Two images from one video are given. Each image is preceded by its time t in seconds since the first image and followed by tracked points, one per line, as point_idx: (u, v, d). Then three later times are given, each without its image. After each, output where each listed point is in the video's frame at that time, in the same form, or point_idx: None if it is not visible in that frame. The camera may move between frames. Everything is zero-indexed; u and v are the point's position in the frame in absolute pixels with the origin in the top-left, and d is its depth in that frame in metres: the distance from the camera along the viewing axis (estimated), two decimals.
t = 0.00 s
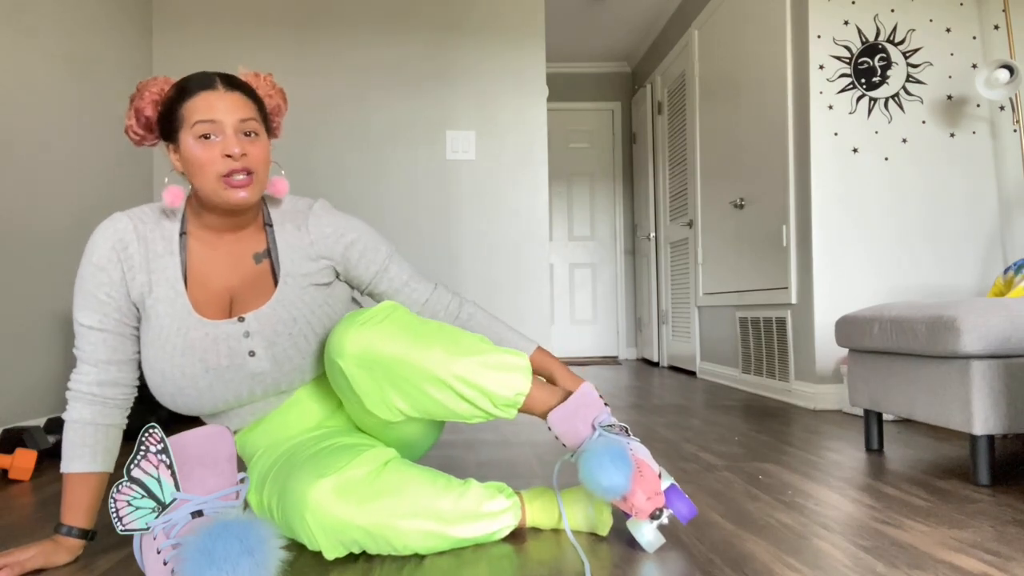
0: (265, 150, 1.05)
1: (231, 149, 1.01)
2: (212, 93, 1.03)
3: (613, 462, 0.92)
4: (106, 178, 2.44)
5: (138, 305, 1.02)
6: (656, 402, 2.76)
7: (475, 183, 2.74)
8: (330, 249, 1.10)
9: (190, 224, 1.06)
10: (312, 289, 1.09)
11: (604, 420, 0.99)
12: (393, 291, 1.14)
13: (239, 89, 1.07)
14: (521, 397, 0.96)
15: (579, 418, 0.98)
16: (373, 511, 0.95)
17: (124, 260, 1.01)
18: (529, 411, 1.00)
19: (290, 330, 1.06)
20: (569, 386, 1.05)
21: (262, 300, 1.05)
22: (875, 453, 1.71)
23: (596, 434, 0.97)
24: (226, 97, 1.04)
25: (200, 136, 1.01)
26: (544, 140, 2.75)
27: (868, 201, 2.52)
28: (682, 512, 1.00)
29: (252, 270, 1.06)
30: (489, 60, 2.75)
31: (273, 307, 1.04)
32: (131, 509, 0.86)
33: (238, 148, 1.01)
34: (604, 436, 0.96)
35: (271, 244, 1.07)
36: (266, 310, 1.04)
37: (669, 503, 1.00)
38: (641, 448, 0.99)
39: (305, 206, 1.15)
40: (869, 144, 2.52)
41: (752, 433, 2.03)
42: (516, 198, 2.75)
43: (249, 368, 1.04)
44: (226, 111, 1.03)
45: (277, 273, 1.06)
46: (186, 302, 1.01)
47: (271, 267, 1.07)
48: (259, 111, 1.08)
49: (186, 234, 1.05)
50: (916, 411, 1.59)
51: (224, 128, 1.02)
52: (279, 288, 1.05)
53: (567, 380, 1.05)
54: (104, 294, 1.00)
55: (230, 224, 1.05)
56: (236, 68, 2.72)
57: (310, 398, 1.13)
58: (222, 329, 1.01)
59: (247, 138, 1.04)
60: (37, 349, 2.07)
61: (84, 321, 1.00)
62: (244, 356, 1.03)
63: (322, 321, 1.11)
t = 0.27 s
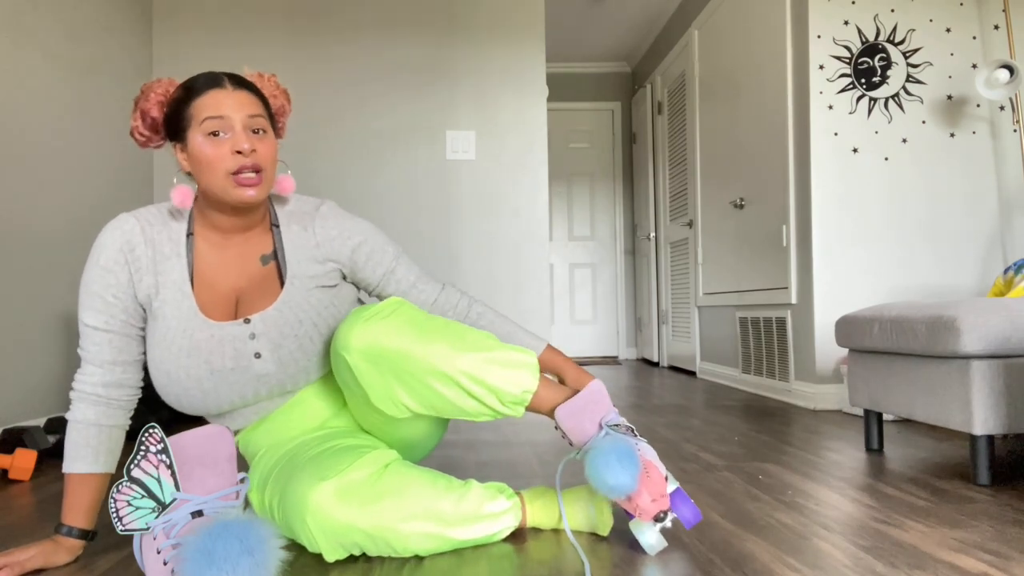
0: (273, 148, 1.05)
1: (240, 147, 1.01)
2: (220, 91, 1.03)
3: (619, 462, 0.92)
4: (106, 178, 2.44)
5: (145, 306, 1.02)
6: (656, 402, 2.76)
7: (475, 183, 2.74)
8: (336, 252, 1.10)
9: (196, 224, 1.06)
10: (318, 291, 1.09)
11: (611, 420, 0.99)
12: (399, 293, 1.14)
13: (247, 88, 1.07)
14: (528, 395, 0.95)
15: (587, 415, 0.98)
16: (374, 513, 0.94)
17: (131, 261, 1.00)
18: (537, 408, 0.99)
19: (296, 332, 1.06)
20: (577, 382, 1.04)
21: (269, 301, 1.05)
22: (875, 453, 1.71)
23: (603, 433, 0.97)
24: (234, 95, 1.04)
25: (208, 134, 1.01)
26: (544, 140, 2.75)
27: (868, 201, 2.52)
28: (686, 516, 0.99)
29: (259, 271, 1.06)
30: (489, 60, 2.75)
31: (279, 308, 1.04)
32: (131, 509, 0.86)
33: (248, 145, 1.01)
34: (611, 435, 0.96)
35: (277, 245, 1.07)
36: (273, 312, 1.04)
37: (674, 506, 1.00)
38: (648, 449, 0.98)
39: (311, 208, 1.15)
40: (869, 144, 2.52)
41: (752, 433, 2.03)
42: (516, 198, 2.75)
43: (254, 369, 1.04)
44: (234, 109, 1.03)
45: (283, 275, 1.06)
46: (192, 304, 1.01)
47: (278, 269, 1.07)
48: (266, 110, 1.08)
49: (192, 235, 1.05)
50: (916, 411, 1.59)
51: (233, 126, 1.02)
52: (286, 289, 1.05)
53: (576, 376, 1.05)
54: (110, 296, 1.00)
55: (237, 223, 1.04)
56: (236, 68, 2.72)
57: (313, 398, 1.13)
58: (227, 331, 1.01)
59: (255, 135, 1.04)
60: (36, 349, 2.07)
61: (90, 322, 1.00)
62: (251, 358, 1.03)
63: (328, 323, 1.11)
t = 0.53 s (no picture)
0: (277, 151, 1.05)
1: (247, 148, 1.01)
2: (227, 92, 1.03)
3: (617, 462, 0.92)
4: (106, 177, 2.44)
5: (144, 306, 1.02)
6: (656, 402, 2.76)
7: (475, 183, 2.74)
8: (334, 252, 1.11)
9: (196, 224, 1.06)
10: (318, 292, 1.09)
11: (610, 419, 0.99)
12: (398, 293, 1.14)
13: (252, 90, 1.07)
14: (530, 392, 0.95)
15: (586, 416, 0.98)
16: (375, 511, 0.94)
17: (130, 261, 1.00)
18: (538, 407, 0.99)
19: (294, 333, 1.06)
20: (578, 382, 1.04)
21: (268, 301, 1.05)
22: (875, 453, 1.71)
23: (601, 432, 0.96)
24: (241, 97, 1.04)
25: (214, 135, 1.01)
26: (544, 140, 2.75)
27: (868, 201, 2.52)
28: (684, 514, 0.98)
29: (258, 271, 1.05)
30: (489, 60, 2.75)
31: (278, 309, 1.04)
32: (131, 509, 0.86)
33: (254, 147, 1.01)
34: (609, 435, 0.96)
35: (276, 246, 1.07)
36: (272, 313, 1.04)
37: (672, 505, 0.99)
38: (646, 447, 0.98)
39: (310, 209, 1.15)
40: (869, 144, 2.52)
41: (752, 433, 2.03)
42: (516, 198, 2.75)
43: (253, 370, 1.04)
44: (241, 111, 1.03)
45: (282, 276, 1.06)
46: (191, 304, 1.01)
47: (277, 270, 1.07)
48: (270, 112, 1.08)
49: (191, 236, 1.05)
50: (916, 411, 1.59)
51: (240, 127, 1.02)
52: (284, 290, 1.05)
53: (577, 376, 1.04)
54: (110, 296, 1.00)
55: (238, 224, 1.04)
56: (236, 68, 2.72)
57: (314, 397, 1.13)
58: (226, 332, 1.01)
59: (261, 137, 1.04)
60: (36, 348, 2.07)
61: (89, 322, 1.00)
62: (250, 358, 1.03)
63: (328, 324, 1.11)
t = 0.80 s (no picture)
0: (274, 153, 1.06)
1: (246, 150, 1.01)
2: (222, 95, 1.03)
3: (625, 463, 0.92)
4: (106, 177, 2.44)
5: (143, 306, 1.02)
6: (656, 402, 2.76)
7: (475, 182, 2.74)
8: (330, 249, 1.11)
9: (191, 224, 1.06)
10: (315, 289, 1.09)
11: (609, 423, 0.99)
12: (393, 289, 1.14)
13: (246, 92, 1.07)
14: (523, 382, 0.94)
15: (586, 419, 0.97)
16: (374, 510, 0.95)
17: (129, 260, 1.00)
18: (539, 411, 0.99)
19: (292, 330, 1.06)
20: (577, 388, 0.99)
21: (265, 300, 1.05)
22: (875, 453, 1.71)
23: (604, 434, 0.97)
24: (236, 99, 1.04)
25: (212, 137, 1.01)
26: (544, 140, 2.75)
27: (868, 201, 2.52)
28: (687, 516, 0.99)
29: (254, 270, 1.05)
30: (489, 60, 2.75)
31: (276, 306, 1.04)
32: (131, 509, 0.86)
33: (253, 149, 1.01)
34: (612, 437, 0.97)
35: (272, 244, 1.07)
36: (269, 310, 1.04)
37: (676, 507, 1.00)
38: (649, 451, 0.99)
39: (305, 206, 1.15)
40: (869, 144, 2.52)
41: (752, 433, 2.03)
42: (516, 197, 2.75)
43: (252, 367, 1.04)
44: (237, 113, 1.03)
45: (279, 273, 1.06)
46: (189, 302, 1.01)
47: (273, 268, 1.07)
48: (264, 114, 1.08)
49: (188, 236, 1.05)
50: (916, 411, 1.59)
51: (236, 130, 1.02)
52: (281, 287, 1.06)
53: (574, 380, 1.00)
54: (109, 296, 1.00)
55: (235, 224, 1.04)
56: (236, 68, 2.72)
57: (314, 395, 1.13)
58: (224, 330, 1.01)
59: (257, 139, 1.04)
60: (37, 348, 2.07)
61: (87, 321, 1.00)
62: (247, 355, 1.03)
63: (326, 321, 1.11)
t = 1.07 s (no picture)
0: (272, 159, 1.06)
1: (245, 156, 1.01)
2: (220, 101, 1.03)
3: (635, 460, 0.91)
4: (107, 177, 2.44)
5: (142, 305, 1.02)
6: (656, 402, 2.76)
7: (475, 182, 2.74)
8: (326, 245, 1.11)
9: (190, 226, 1.06)
10: (314, 285, 1.10)
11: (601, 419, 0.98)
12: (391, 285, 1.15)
13: (245, 97, 1.07)
14: (516, 370, 0.93)
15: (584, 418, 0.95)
16: (369, 502, 0.95)
17: (129, 260, 1.01)
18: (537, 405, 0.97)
19: (295, 325, 1.06)
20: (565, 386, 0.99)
21: (264, 298, 1.05)
22: (875, 453, 1.71)
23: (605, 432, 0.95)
24: (234, 105, 1.04)
25: (211, 143, 1.01)
26: (544, 140, 2.76)
27: (867, 201, 2.52)
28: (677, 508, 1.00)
29: (253, 269, 1.06)
30: (489, 60, 2.75)
31: (277, 302, 1.05)
32: (131, 509, 0.86)
33: (252, 155, 1.01)
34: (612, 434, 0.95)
35: (270, 243, 1.08)
36: (271, 306, 1.04)
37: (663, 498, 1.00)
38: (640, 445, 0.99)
39: (301, 205, 1.15)
40: (869, 144, 2.52)
41: (752, 433, 2.03)
42: (515, 197, 2.75)
43: (255, 362, 1.04)
44: (236, 119, 1.03)
45: (278, 271, 1.07)
46: (189, 301, 1.01)
47: (272, 266, 1.07)
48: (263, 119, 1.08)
49: (186, 236, 1.05)
50: (916, 411, 1.59)
51: (236, 136, 1.02)
52: (281, 284, 1.06)
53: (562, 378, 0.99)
54: (108, 295, 1.00)
55: (233, 228, 1.05)
56: (236, 68, 2.72)
57: (311, 394, 1.13)
58: (227, 326, 1.01)
59: (256, 145, 1.04)
60: (37, 348, 2.07)
61: (86, 321, 1.00)
62: (251, 351, 1.03)
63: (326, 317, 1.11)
